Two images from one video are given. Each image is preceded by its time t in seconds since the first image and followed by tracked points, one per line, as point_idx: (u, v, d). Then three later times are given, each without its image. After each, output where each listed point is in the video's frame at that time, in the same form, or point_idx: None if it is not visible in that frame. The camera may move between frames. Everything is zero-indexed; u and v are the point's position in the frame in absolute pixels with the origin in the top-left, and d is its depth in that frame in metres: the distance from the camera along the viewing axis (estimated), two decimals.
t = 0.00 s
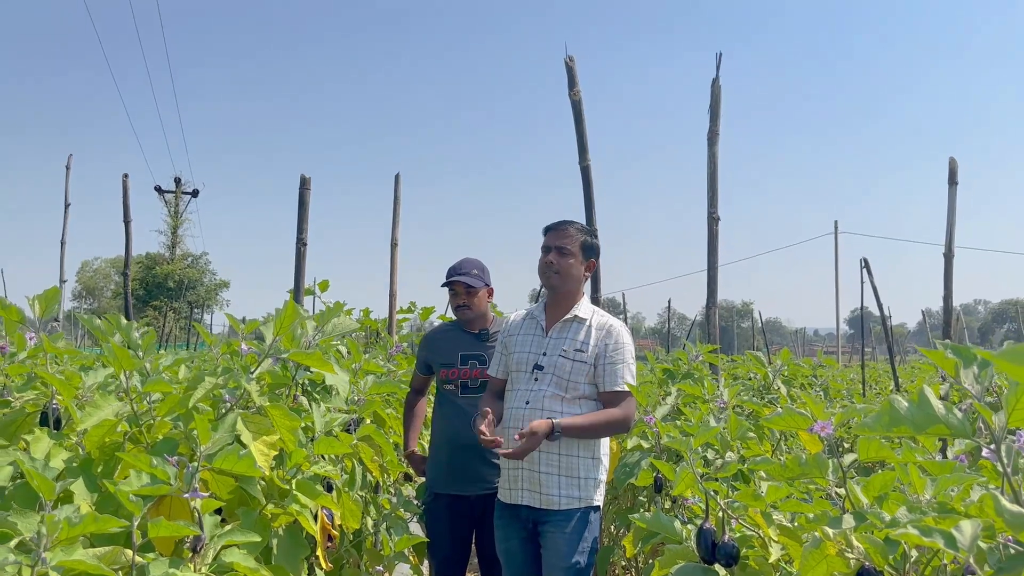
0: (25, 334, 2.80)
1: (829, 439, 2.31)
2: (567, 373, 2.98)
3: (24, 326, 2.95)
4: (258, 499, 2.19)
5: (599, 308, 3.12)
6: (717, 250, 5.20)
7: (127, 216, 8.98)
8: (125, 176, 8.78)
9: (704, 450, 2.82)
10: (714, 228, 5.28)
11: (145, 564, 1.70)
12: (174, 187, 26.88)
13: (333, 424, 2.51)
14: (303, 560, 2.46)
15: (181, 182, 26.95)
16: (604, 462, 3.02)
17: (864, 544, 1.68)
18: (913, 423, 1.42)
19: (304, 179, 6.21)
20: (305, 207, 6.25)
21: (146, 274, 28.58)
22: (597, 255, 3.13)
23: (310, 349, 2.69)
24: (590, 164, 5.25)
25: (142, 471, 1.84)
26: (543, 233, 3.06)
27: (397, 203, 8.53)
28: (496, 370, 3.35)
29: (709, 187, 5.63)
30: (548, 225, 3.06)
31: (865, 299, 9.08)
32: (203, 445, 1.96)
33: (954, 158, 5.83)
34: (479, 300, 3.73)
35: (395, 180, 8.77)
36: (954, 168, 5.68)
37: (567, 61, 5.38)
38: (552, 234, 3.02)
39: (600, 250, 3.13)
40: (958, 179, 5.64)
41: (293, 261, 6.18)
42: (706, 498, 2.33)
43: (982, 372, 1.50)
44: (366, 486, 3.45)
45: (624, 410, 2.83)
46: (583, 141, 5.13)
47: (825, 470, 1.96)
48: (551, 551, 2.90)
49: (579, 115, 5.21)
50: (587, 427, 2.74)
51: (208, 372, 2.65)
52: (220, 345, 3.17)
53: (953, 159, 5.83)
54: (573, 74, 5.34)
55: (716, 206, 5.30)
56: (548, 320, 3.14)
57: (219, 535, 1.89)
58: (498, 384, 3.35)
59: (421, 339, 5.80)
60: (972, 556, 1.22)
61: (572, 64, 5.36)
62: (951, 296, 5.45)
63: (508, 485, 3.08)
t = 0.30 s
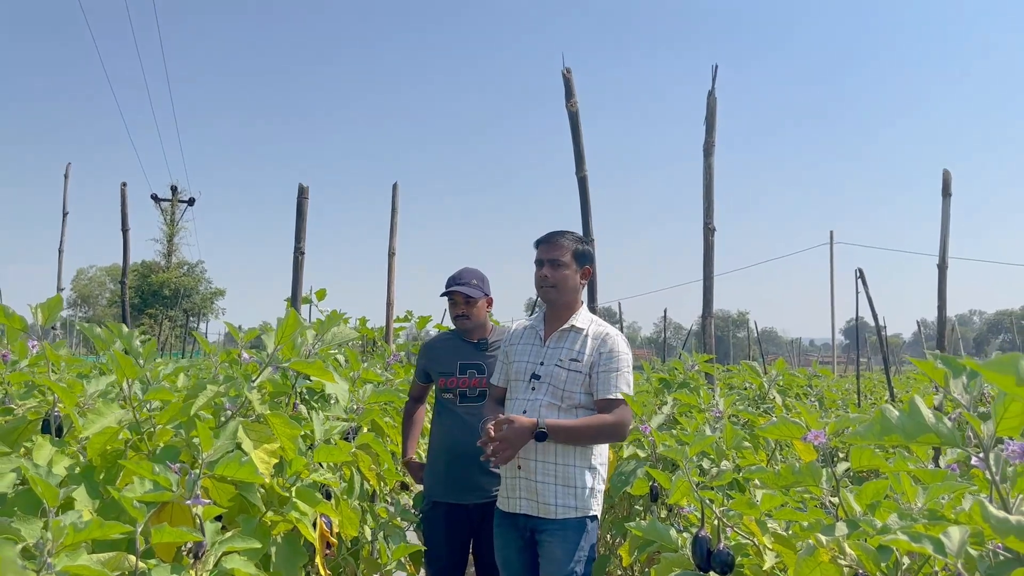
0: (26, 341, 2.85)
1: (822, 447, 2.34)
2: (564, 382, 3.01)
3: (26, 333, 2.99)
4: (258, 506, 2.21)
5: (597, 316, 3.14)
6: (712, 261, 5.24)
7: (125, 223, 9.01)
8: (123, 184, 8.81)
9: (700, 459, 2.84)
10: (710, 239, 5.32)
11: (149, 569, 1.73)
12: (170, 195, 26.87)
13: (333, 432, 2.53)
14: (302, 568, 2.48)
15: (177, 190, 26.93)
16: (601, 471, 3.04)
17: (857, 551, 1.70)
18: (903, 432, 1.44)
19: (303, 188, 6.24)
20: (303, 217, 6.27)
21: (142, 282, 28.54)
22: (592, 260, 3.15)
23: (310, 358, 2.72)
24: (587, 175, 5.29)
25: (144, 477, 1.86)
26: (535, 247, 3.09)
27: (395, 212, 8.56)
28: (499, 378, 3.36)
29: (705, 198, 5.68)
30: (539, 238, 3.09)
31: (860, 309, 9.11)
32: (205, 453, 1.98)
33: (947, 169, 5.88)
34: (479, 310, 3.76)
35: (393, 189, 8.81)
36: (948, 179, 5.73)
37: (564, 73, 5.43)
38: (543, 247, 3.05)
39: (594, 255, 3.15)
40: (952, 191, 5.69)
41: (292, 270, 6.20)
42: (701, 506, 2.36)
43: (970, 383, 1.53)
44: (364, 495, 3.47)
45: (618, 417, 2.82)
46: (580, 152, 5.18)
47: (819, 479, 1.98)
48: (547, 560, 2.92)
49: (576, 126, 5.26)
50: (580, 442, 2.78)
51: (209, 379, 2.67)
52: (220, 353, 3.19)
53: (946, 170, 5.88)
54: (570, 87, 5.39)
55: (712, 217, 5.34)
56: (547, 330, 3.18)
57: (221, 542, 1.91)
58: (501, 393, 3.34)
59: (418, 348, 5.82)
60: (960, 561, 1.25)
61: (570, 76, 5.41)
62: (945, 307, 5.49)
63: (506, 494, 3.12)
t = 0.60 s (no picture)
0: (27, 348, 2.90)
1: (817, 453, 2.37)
2: (562, 390, 3.04)
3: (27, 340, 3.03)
4: (258, 512, 2.23)
5: (597, 324, 3.15)
6: (709, 269, 5.28)
7: (122, 232, 9.01)
8: (121, 192, 8.85)
9: (697, 466, 2.86)
10: (706, 247, 5.35)
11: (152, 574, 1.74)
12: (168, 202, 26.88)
13: (333, 439, 2.55)
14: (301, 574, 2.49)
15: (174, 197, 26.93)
16: (599, 480, 3.06)
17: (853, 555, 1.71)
18: (897, 438, 1.44)
19: (300, 196, 6.26)
20: (302, 224, 6.30)
21: (139, 290, 28.51)
22: (585, 264, 3.15)
23: (310, 365, 2.74)
24: (585, 184, 5.32)
25: (147, 482, 1.88)
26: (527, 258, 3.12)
27: (393, 220, 8.59)
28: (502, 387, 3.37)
29: (702, 206, 5.71)
30: (531, 249, 3.12)
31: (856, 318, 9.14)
32: (208, 458, 2.00)
33: (941, 178, 5.91)
34: (479, 318, 3.78)
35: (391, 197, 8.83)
36: (942, 188, 5.78)
37: (562, 83, 5.47)
38: (533, 258, 3.08)
39: (587, 259, 3.14)
40: (947, 201, 5.74)
41: (290, 277, 6.22)
42: (698, 512, 2.37)
43: (963, 390, 1.56)
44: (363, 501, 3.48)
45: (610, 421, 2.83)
46: (578, 161, 5.21)
47: (815, 485, 1.99)
48: (546, 568, 2.93)
49: (574, 135, 5.30)
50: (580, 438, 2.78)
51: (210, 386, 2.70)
52: (219, 361, 3.21)
53: (941, 179, 5.92)
54: (568, 96, 5.44)
55: (709, 226, 5.38)
56: (548, 338, 3.20)
57: (222, 547, 1.92)
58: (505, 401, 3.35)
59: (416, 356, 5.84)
60: (952, 564, 1.28)
61: (567, 86, 5.45)
62: (940, 316, 5.52)
63: (505, 501, 3.14)
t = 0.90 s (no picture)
0: (27, 354, 2.92)
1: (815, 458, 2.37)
2: (562, 399, 3.05)
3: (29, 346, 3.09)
4: (258, 518, 2.23)
5: (597, 331, 3.14)
6: (707, 276, 5.29)
7: (122, 239, 9.03)
8: (122, 198, 8.89)
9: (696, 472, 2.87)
10: (704, 254, 5.37)
11: None
12: (167, 209, 26.89)
13: (332, 445, 2.56)
14: None
15: (173, 203, 26.93)
16: (598, 487, 3.06)
17: (848, 561, 1.71)
18: (892, 444, 1.45)
19: (299, 202, 6.28)
20: (302, 231, 6.32)
21: (137, 296, 28.50)
22: (558, 276, 3.08)
23: (309, 371, 2.75)
24: (583, 190, 5.34)
25: (147, 488, 1.89)
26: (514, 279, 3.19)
27: (392, 227, 8.60)
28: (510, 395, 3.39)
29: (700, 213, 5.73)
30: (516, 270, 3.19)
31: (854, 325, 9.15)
32: (207, 465, 2.01)
33: (938, 187, 5.94)
34: (480, 324, 3.80)
35: (390, 204, 8.85)
36: (939, 196, 5.80)
37: (560, 90, 5.50)
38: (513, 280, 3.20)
39: (558, 270, 3.07)
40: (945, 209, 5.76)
41: (289, 284, 6.23)
42: (695, 518, 2.38)
43: (958, 397, 1.56)
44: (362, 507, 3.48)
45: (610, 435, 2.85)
46: (577, 168, 5.23)
47: (812, 491, 1.99)
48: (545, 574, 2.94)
49: (573, 143, 5.32)
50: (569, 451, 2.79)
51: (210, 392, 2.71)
52: (219, 367, 3.23)
53: (938, 187, 5.94)
54: (567, 104, 5.46)
55: (707, 233, 5.40)
56: (550, 345, 3.22)
57: (221, 553, 1.93)
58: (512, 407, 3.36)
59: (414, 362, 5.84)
60: (947, 570, 1.28)
61: (566, 93, 5.48)
62: (938, 322, 5.54)
63: (505, 506, 3.15)
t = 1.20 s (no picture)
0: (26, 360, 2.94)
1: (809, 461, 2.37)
2: (561, 405, 3.06)
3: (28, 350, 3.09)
4: (256, 522, 2.24)
5: (596, 335, 3.14)
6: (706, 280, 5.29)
7: (122, 243, 9.04)
8: (122, 203, 8.95)
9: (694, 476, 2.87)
10: (703, 258, 5.38)
11: None
12: (167, 213, 26.92)
13: (330, 450, 2.56)
14: None
15: (173, 208, 26.94)
16: (600, 493, 3.06)
17: (846, 566, 1.71)
18: (887, 448, 1.45)
19: (299, 207, 6.29)
20: (301, 235, 6.33)
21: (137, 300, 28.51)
22: (554, 279, 3.10)
23: (308, 375, 2.75)
24: (582, 195, 5.35)
25: (145, 493, 1.90)
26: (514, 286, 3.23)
27: (392, 231, 8.62)
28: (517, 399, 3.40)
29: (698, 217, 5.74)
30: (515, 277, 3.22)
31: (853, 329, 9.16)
32: (206, 469, 2.02)
33: (936, 191, 5.95)
34: (480, 328, 3.81)
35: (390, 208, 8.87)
36: (937, 200, 5.81)
37: (559, 95, 5.52)
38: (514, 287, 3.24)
39: (554, 274, 3.09)
40: (942, 213, 5.77)
41: (289, 288, 6.24)
42: (693, 523, 2.38)
43: (952, 402, 1.57)
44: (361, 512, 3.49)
45: (591, 444, 2.84)
46: (576, 172, 5.25)
47: (807, 495, 1.96)
48: None
49: (572, 147, 5.33)
50: (549, 468, 2.86)
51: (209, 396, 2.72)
52: (218, 371, 3.24)
53: (936, 192, 5.96)
54: (565, 109, 5.47)
55: (705, 238, 5.41)
56: (552, 350, 3.23)
57: (219, 557, 1.95)
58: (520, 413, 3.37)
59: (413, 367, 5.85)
60: (941, 573, 1.29)
61: (565, 98, 5.49)
62: (936, 327, 5.54)
63: (509, 511, 3.15)
